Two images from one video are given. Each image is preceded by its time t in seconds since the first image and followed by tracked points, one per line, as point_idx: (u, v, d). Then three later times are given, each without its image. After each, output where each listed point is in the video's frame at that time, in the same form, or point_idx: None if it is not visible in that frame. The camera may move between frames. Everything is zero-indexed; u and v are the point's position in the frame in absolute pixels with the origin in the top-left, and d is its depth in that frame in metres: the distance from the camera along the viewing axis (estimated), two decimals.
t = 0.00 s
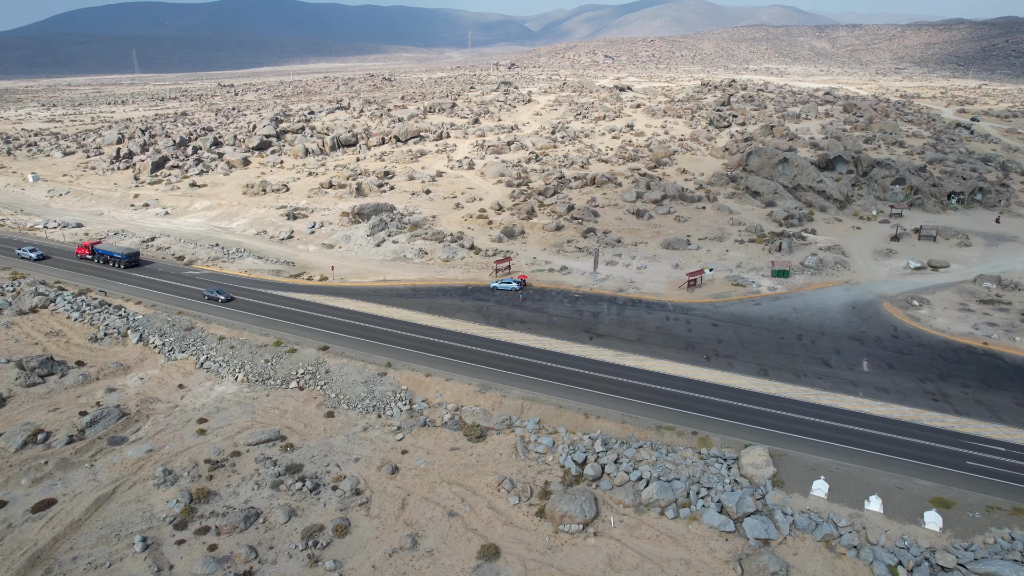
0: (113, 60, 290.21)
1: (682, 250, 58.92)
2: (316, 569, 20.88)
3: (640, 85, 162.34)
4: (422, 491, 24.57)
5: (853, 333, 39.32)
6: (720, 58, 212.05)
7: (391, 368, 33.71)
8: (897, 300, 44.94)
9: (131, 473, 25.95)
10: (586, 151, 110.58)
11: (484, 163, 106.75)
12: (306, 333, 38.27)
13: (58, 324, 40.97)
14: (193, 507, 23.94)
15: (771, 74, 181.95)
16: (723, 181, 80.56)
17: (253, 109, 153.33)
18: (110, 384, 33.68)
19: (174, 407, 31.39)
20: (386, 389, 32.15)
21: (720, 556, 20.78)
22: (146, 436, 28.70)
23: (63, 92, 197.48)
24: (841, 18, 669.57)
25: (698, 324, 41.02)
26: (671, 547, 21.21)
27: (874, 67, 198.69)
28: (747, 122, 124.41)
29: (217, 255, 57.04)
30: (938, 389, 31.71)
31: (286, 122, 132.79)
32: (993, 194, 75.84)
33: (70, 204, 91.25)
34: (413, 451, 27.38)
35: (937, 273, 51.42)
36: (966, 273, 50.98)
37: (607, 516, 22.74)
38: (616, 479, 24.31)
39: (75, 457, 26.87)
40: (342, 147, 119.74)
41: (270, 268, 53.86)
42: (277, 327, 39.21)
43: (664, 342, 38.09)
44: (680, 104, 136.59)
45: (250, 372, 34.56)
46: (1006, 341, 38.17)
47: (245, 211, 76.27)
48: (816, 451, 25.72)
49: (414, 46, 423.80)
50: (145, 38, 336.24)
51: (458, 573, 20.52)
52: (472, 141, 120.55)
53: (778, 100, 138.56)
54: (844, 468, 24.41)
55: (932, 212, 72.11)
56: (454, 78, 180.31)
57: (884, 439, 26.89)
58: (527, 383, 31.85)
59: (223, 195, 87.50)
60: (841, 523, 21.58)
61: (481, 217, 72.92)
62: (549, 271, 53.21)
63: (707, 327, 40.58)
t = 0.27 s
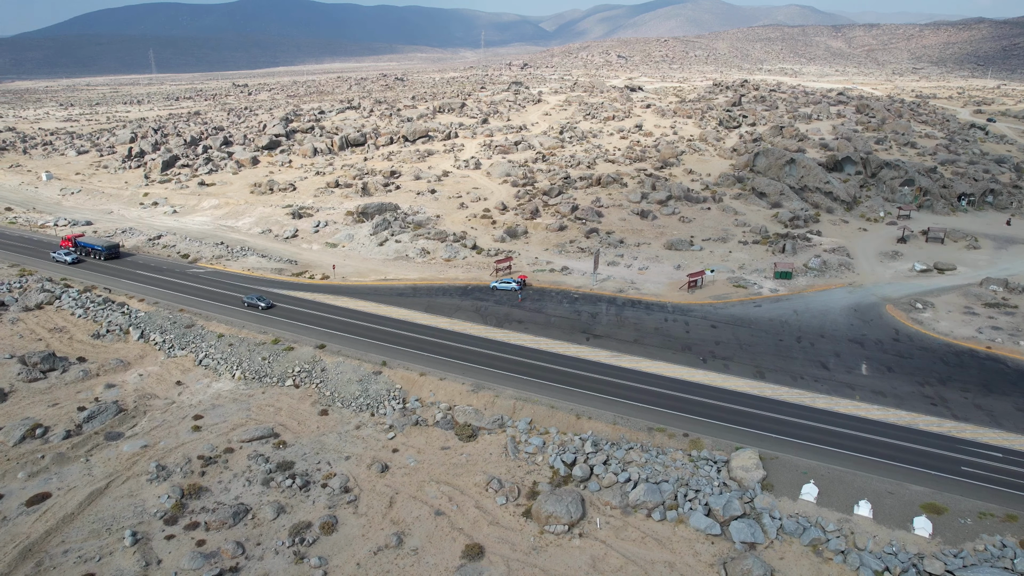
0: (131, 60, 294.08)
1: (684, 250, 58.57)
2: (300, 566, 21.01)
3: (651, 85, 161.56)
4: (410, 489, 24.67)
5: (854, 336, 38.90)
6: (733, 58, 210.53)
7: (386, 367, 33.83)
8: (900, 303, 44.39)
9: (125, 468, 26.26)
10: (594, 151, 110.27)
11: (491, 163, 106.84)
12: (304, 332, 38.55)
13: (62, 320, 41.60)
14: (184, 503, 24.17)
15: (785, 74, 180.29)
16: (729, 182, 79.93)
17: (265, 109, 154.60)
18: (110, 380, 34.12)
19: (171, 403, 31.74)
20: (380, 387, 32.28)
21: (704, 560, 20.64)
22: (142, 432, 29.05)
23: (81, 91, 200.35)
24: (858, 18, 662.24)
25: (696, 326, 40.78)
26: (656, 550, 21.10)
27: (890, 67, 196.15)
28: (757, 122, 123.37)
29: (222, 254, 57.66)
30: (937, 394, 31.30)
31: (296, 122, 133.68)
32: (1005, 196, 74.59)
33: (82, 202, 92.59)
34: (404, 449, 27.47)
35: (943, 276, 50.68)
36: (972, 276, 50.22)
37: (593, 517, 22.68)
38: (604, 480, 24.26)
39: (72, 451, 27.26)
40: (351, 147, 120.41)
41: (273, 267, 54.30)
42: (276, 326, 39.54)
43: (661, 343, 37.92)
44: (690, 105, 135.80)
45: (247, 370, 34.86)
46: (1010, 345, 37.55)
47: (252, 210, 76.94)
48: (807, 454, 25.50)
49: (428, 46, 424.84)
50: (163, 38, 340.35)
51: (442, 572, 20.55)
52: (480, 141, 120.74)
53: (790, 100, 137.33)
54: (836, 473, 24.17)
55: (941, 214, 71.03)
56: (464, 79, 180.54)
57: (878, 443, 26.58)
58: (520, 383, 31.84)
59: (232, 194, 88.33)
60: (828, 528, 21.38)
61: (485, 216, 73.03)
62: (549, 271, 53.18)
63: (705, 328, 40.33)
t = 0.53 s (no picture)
0: (150, 60, 297.95)
1: (688, 251, 58.21)
2: (286, 563, 21.16)
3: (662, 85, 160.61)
4: (399, 488, 24.76)
5: (855, 339, 38.46)
6: (746, 58, 208.65)
7: (381, 366, 33.97)
8: (904, 306, 43.81)
9: (120, 464, 26.60)
10: (602, 152, 109.89)
11: (498, 163, 106.82)
12: (302, 330, 38.82)
13: (67, 317, 42.22)
14: (176, 498, 24.44)
15: (799, 74, 178.53)
16: (736, 182, 79.26)
17: (277, 109, 155.79)
18: (110, 376, 34.59)
19: (169, 400, 32.12)
20: (375, 386, 32.44)
21: (689, 563, 20.53)
22: (138, 428, 29.41)
23: (99, 91, 203.33)
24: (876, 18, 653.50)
25: (695, 327, 40.52)
26: (640, 552, 21.01)
27: (907, 67, 193.25)
28: (768, 123, 122.24)
29: (226, 252, 58.20)
30: (936, 398, 30.85)
31: (306, 122, 134.52)
32: (1017, 198, 73.29)
33: (94, 201, 93.90)
34: (395, 448, 27.58)
35: (949, 279, 49.96)
36: (980, 279, 49.44)
37: (579, 518, 22.62)
38: (592, 482, 24.20)
39: (69, 446, 27.67)
40: (359, 147, 120.96)
41: (276, 266, 54.73)
42: (275, 324, 39.86)
43: (658, 345, 37.74)
44: (701, 105, 134.87)
45: (245, 367, 35.17)
46: (1014, 350, 36.91)
47: (259, 209, 77.57)
48: (799, 459, 25.25)
49: (443, 46, 425.41)
50: (181, 39, 344.39)
51: (425, 571, 20.60)
52: (488, 141, 120.78)
53: (802, 101, 135.92)
54: (826, 477, 23.97)
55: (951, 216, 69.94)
56: (474, 79, 180.57)
57: (873, 448, 26.26)
58: (514, 383, 31.83)
59: (240, 193, 89.11)
60: (816, 532, 21.18)
61: (489, 216, 73.07)
62: (551, 271, 53.10)
63: (704, 330, 40.08)
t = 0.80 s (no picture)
0: (168, 61, 301.55)
1: (691, 253, 57.86)
2: (272, 559, 21.34)
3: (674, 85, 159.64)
4: (388, 487, 24.86)
5: (855, 342, 38.03)
6: (761, 57, 206.70)
7: (377, 365, 34.12)
8: (908, 309, 43.24)
9: (115, 459, 26.97)
10: (610, 152, 109.48)
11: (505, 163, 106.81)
12: (301, 328, 39.10)
13: (72, 313, 42.88)
14: (168, 494, 24.73)
15: (814, 75, 176.67)
16: (744, 183, 78.56)
17: (289, 108, 156.95)
18: (111, 372, 35.10)
19: (167, 396, 32.52)
20: (370, 384, 32.59)
21: (673, 566, 20.43)
22: (136, 423, 29.80)
23: (117, 91, 206.14)
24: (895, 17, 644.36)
25: (693, 329, 40.27)
26: (625, 555, 20.94)
27: (926, 67, 190.25)
28: (779, 124, 121.07)
29: (231, 251, 58.74)
30: (935, 403, 30.42)
31: (317, 121, 135.34)
32: None
33: (106, 199, 95.19)
34: (386, 447, 27.69)
35: (956, 282, 49.22)
36: (987, 282, 48.66)
37: (565, 520, 22.60)
38: (580, 483, 24.15)
39: (67, 441, 28.11)
40: (368, 146, 121.46)
41: (279, 265, 55.15)
42: (275, 322, 40.19)
43: (655, 346, 37.54)
44: (712, 105, 133.92)
45: (243, 365, 35.50)
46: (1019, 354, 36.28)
47: (266, 208, 78.19)
48: (790, 463, 25.03)
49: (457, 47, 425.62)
50: (199, 39, 347.98)
51: (409, 570, 20.66)
52: (497, 141, 120.78)
53: (815, 102, 134.44)
54: (817, 481, 23.75)
55: (962, 218, 68.88)
56: (485, 79, 180.59)
57: (867, 453, 25.95)
58: (507, 383, 31.86)
59: (248, 192, 89.88)
60: (803, 537, 20.99)
61: (494, 216, 73.10)
62: (552, 272, 53.01)
63: (703, 332, 39.81)
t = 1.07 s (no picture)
0: (186, 61, 304.98)
1: (693, 254, 57.54)
2: (258, 555, 21.53)
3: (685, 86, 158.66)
4: (376, 485, 24.98)
5: (855, 345, 37.62)
6: (775, 58, 204.75)
7: (372, 364, 34.28)
8: (911, 312, 42.69)
9: (111, 454, 27.34)
10: (618, 152, 109.08)
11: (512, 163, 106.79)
12: (300, 327, 39.40)
13: (77, 310, 43.52)
14: (160, 489, 25.01)
15: (829, 75, 174.77)
16: (750, 184, 77.83)
17: (300, 108, 158.04)
18: (112, 368, 35.58)
19: (165, 393, 32.92)
20: (364, 383, 32.75)
21: (657, 568, 20.36)
22: (133, 419, 30.20)
23: (134, 91, 208.89)
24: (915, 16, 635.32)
25: (691, 330, 40.05)
26: (609, 556, 20.89)
27: (945, 67, 187.31)
28: (791, 124, 119.92)
29: (236, 249, 59.28)
30: (933, 408, 30.01)
31: (327, 121, 136.12)
32: None
33: (117, 197, 96.46)
34: (377, 446, 27.83)
35: (962, 285, 48.53)
36: (994, 286, 47.93)
37: (551, 521, 22.58)
38: (568, 484, 24.13)
39: (64, 436, 28.54)
40: (377, 146, 121.95)
41: (283, 263, 55.55)
42: (274, 320, 40.52)
43: (652, 347, 37.37)
44: (722, 106, 132.99)
45: (241, 362, 35.83)
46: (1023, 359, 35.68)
47: (273, 207, 78.77)
48: (781, 466, 24.83)
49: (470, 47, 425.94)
50: (214, 40, 351.16)
51: (392, 568, 20.74)
52: (505, 141, 120.78)
53: (829, 102, 132.97)
54: (806, 485, 23.56)
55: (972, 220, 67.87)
56: (496, 79, 180.61)
57: (860, 457, 25.66)
58: (501, 383, 31.88)
59: (256, 191, 90.64)
60: (789, 542, 20.83)
61: (498, 216, 73.12)
62: (553, 272, 52.94)
63: (701, 333, 39.57)
